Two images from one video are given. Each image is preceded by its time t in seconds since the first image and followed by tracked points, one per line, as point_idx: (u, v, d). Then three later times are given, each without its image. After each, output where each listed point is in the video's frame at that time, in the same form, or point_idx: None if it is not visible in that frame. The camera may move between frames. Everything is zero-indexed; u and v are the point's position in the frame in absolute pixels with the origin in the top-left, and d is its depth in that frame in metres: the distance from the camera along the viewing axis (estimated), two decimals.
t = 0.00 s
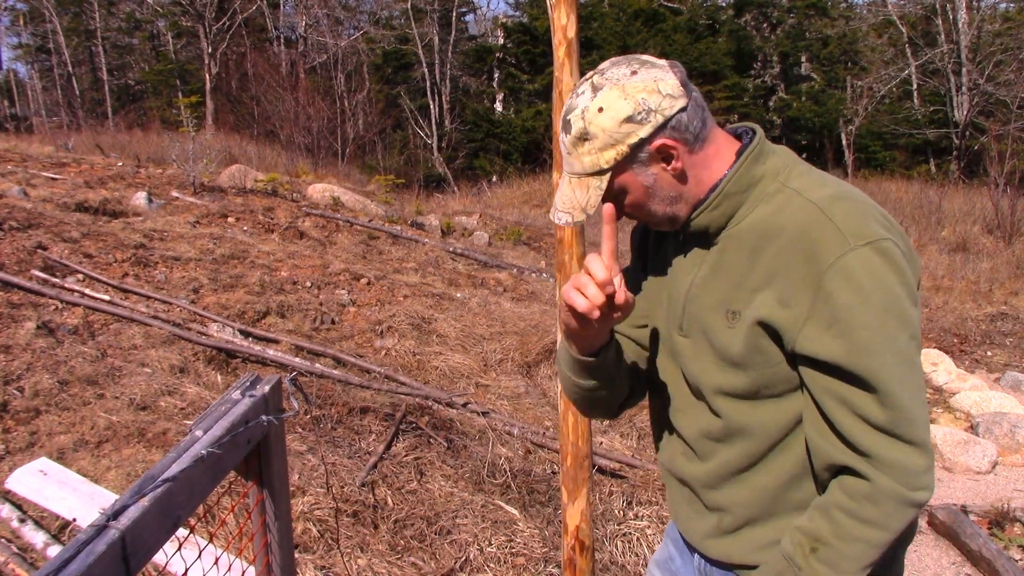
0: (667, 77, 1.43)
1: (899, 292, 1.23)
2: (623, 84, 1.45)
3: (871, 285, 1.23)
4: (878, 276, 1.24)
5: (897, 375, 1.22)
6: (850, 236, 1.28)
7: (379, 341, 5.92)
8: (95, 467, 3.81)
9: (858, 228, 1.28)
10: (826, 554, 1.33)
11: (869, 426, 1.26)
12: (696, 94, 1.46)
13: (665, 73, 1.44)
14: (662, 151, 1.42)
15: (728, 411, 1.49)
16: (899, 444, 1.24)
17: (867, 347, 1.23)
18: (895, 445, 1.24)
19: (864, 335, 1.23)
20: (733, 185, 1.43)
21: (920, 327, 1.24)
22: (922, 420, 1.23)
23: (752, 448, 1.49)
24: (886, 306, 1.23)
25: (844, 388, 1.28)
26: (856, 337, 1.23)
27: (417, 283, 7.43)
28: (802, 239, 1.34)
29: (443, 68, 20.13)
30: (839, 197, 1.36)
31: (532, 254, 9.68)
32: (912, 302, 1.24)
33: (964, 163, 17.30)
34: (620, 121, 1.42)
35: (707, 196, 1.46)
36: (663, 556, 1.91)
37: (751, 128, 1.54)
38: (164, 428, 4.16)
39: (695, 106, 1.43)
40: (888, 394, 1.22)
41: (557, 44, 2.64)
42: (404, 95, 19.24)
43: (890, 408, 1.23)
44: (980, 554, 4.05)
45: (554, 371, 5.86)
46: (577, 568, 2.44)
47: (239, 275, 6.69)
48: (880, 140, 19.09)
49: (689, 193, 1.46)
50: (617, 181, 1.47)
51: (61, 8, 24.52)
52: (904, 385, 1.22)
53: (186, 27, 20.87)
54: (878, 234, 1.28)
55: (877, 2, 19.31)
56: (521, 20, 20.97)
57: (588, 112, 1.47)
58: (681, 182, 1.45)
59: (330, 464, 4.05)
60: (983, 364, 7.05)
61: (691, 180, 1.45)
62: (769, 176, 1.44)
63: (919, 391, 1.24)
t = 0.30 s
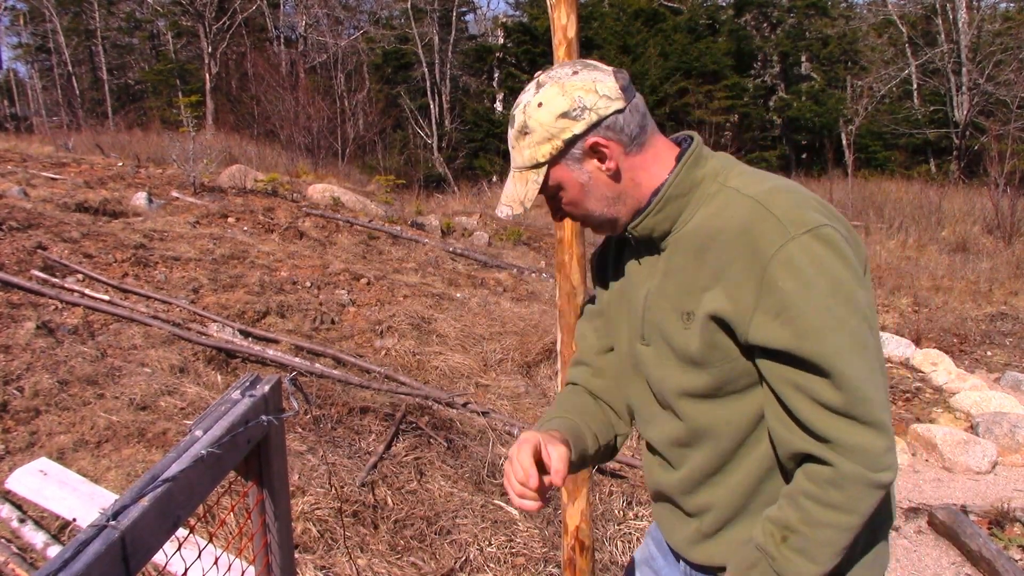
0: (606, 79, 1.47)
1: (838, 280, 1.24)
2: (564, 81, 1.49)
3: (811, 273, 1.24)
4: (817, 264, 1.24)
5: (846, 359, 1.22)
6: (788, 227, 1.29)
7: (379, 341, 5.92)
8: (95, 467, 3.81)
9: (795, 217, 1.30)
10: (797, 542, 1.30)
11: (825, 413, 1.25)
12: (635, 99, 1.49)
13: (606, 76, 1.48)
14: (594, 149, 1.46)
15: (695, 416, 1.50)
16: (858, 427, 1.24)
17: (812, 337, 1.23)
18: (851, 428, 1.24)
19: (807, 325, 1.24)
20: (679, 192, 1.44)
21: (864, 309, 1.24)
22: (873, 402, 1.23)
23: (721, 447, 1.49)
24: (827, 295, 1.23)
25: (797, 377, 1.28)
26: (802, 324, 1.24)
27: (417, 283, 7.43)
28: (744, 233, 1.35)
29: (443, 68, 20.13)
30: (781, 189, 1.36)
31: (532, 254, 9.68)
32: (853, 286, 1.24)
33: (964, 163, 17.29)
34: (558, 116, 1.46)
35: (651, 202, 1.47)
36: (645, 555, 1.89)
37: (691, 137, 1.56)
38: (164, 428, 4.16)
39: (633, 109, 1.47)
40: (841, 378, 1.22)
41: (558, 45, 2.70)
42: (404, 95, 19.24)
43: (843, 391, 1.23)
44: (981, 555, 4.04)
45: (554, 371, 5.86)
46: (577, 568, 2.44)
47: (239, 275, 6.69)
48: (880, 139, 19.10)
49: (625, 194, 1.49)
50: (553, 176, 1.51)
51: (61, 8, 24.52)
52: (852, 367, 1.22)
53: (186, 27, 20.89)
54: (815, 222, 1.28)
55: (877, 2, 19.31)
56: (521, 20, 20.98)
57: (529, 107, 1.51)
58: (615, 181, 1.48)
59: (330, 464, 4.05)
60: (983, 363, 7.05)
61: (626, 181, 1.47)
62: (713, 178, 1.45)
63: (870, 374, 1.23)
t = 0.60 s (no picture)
0: (433, 191, 1.58)
1: (618, 336, 1.28)
2: (397, 195, 1.61)
3: (582, 339, 1.31)
4: (592, 331, 1.30)
5: (647, 414, 1.28)
6: (570, 291, 1.34)
7: (379, 341, 5.92)
8: (95, 467, 3.81)
9: (568, 280, 1.35)
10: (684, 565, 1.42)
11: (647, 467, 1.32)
12: (465, 203, 1.59)
13: (433, 188, 1.59)
14: (419, 256, 1.59)
15: (600, 466, 1.62)
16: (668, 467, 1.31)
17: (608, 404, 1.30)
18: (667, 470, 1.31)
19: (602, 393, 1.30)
20: (499, 278, 1.52)
21: (655, 351, 1.28)
22: (687, 444, 1.28)
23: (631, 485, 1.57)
24: (610, 356, 1.29)
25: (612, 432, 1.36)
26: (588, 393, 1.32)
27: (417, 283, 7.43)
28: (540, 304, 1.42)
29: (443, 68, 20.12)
30: (570, 247, 1.41)
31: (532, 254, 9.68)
32: (642, 333, 1.28)
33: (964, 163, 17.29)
34: (388, 228, 1.59)
35: (482, 290, 1.56)
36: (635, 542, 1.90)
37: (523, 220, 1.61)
38: (164, 428, 4.16)
39: (458, 214, 1.57)
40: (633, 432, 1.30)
41: (559, 42, 3.42)
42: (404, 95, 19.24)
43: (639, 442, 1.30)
44: (981, 554, 4.04)
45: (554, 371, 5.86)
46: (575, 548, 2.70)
47: (239, 275, 6.69)
48: (880, 139, 19.10)
49: (461, 294, 1.59)
50: (396, 277, 1.65)
51: (61, 8, 24.50)
52: (657, 420, 1.28)
53: (186, 27, 20.88)
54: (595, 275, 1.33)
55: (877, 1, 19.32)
56: (521, 20, 21.00)
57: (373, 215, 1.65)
58: (444, 280, 1.59)
59: (330, 464, 4.05)
60: (983, 364, 7.05)
61: (453, 279, 1.58)
62: (523, 248, 1.51)
63: (679, 417, 1.28)
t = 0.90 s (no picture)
0: (325, 345, 1.63)
1: (454, 459, 1.39)
2: (299, 355, 1.65)
3: (430, 461, 1.42)
4: (435, 455, 1.40)
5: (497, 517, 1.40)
6: (412, 417, 1.43)
7: (378, 341, 5.92)
8: (95, 467, 3.81)
9: (410, 406, 1.44)
10: None
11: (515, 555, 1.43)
12: (357, 347, 1.62)
13: (324, 343, 1.64)
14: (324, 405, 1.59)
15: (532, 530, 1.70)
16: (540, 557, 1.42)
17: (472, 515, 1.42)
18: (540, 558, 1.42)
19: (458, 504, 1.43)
20: (382, 417, 1.54)
21: (486, 458, 1.38)
22: (539, 531, 1.40)
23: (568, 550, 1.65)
24: (456, 475, 1.40)
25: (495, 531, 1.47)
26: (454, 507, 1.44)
27: (417, 283, 7.43)
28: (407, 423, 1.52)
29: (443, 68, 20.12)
30: (412, 368, 1.48)
31: (532, 254, 9.68)
32: (471, 446, 1.38)
33: (964, 163, 17.28)
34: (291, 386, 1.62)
35: (382, 424, 1.55)
36: None
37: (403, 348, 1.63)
38: (164, 428, 4.16)
39: (351, 360, 1.59)
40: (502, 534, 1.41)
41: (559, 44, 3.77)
42: (405, 95, 19.25)
43: (509, 540, 1.42)
44: (980, 554, 4.04)
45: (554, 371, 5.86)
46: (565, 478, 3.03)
47: (239, 275, 6.69)
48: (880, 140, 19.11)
49: (371, 434, 1.58)
50: (316, 427, 1.66)
51: (61, 8, 24.52)
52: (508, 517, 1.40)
53: (186, 27, 20.90)
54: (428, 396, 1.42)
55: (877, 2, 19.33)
56: (521, 20, 21.02)
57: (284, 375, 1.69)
58: (351, 423, 1.59)
59: (330, 464, 4.05)
60: (983, 364, 7.05)
61: (358, 421, 1.57)
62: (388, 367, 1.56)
63: (524, 511, 1.39)
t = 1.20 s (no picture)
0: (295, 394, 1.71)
1: (428, 469, 1.41)
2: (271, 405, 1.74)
3: (408, 477, 1.43)
4: (413, 470, 1.42)
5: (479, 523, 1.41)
6: (383, 441, 1.46)
7: (378, 341, 5.92)
8: (95, 467, 3.81)
9: (382, 430, 1.46)
10: None
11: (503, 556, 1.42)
12: (322, 394, 1.69)
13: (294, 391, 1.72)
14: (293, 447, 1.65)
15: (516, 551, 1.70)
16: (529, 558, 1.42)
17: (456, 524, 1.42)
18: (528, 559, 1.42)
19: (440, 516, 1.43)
20: (351, 455, 1.56)
21: (461, 463, 1.39)
22: (524, 531, 1.41)
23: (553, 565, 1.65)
24: (434, 490, 1.41)
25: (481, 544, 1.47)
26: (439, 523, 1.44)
27: (417, 283, 7.44)
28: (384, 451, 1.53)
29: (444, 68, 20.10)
30: (377, 398, 1.51)
31: (532, 254, 9.68)
32: (446, 457, 1.40)
33: (964, 163, 17.28)
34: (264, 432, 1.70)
35: (351, 464, 1.57)
36: None
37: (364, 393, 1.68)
38: (164, 428, 4.17)
39: (319, 404, 1.65)
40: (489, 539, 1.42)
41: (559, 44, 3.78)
42: (405, 95, 19.24)
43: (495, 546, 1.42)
44: (980, 554, 4.04)
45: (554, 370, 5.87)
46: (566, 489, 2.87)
47: (239, 275, 6.69)
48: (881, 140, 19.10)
49: (339, 476, 1.61)
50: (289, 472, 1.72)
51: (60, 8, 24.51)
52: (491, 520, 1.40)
53: (186, 27, 20.89)
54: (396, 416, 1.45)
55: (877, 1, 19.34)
56: (521, 21, 21.03)
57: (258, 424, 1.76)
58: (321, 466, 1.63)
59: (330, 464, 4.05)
60: (983, 364, 7.05)
61: (326, 463, 1.62)
62: (354, 403, 1.58)
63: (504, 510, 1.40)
